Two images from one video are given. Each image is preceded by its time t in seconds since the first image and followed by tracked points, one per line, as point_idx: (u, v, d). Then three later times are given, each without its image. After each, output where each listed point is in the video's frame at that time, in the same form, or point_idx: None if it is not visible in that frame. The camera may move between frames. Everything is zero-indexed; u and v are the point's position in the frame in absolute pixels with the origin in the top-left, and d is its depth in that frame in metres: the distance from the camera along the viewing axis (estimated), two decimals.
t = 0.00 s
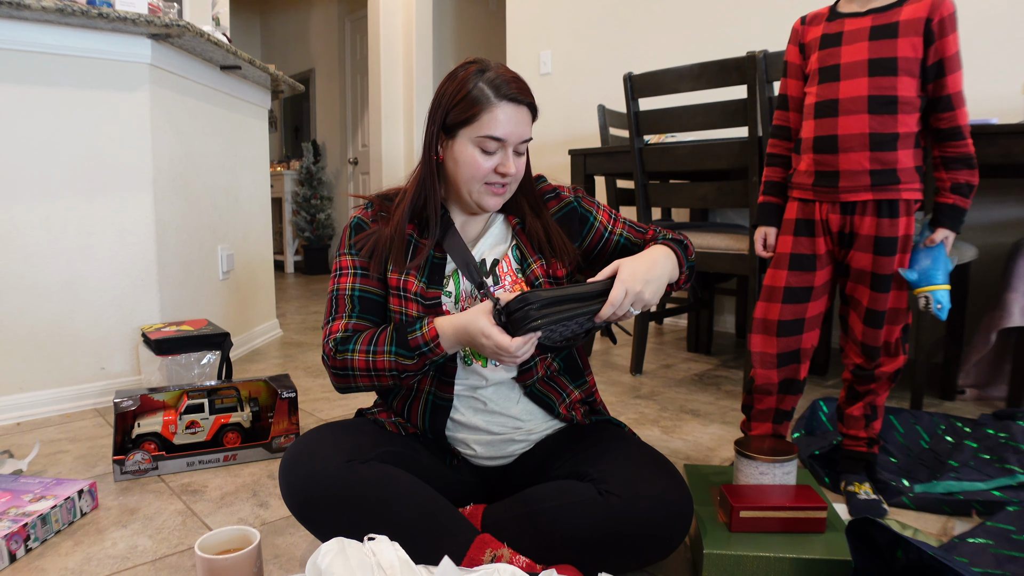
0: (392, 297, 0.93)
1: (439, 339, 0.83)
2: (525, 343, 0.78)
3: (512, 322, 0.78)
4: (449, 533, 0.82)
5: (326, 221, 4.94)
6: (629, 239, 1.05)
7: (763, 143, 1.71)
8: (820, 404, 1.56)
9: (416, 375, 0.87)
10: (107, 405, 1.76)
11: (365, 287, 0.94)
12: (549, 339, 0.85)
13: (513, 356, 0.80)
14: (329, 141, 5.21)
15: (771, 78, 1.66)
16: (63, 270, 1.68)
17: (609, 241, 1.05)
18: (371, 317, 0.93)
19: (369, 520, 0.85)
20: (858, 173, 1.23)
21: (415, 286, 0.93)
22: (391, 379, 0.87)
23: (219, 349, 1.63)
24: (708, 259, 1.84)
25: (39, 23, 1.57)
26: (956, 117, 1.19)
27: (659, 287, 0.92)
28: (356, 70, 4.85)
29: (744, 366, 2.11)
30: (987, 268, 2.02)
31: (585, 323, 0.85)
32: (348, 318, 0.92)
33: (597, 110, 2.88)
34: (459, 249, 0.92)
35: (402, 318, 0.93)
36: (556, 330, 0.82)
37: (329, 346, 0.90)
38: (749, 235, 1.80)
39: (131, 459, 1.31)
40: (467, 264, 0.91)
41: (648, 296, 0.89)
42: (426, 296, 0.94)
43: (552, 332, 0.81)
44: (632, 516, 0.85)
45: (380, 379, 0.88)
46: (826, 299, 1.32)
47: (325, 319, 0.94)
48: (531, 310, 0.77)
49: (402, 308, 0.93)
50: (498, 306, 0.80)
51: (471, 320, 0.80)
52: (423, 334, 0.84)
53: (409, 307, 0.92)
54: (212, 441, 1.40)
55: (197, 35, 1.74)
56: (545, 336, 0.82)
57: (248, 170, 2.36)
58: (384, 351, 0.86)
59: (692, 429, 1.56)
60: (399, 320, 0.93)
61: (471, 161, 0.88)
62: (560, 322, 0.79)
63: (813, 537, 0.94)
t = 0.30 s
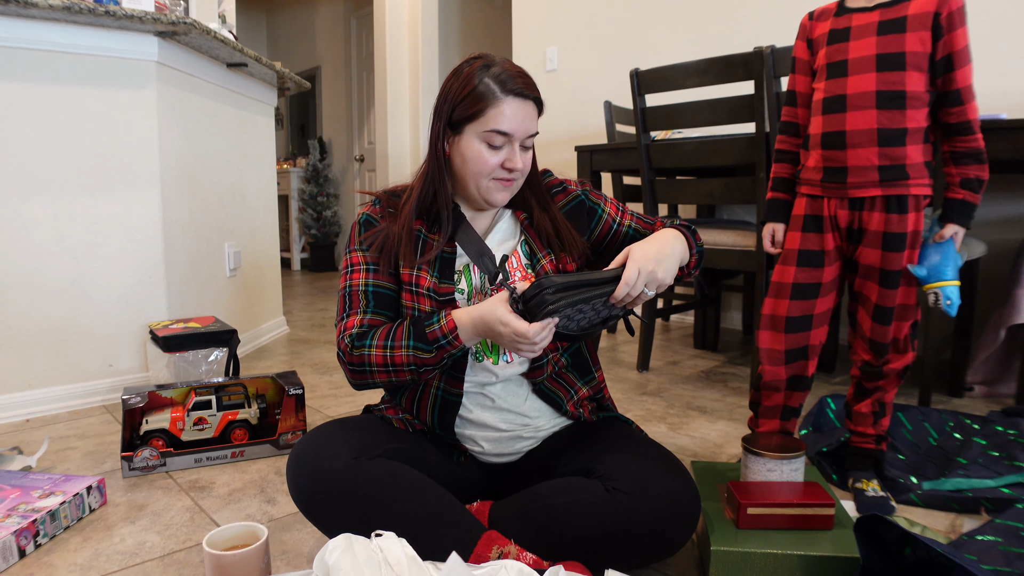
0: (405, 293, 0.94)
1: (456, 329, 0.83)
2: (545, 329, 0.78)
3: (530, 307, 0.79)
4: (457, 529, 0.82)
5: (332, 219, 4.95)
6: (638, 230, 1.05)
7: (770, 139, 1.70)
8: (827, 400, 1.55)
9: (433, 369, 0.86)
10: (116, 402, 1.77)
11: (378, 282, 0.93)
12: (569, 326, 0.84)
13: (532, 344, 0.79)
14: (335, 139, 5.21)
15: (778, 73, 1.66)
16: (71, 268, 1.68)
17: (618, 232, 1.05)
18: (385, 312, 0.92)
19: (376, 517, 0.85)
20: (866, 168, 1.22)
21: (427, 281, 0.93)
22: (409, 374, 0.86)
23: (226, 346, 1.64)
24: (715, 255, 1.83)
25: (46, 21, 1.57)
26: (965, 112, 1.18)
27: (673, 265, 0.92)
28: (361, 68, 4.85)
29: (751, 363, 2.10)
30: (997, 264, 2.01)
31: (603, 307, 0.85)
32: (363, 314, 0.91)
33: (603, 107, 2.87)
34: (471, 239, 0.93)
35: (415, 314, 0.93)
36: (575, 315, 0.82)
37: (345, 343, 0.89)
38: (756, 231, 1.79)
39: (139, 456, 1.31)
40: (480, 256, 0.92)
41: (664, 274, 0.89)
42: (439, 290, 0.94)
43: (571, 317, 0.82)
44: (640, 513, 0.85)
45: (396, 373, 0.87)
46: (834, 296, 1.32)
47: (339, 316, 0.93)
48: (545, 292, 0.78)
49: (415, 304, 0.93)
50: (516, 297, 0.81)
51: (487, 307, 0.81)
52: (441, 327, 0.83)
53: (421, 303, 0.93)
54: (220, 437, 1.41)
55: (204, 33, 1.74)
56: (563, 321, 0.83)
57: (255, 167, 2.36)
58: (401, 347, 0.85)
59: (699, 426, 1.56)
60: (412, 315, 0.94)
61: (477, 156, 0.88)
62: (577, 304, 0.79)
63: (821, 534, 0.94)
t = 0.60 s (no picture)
0: (407, 292, 0.93)
1: (454, 312, 0.81)
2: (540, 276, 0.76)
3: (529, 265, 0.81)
4: (458, 529, 0.82)
5: (332, 219, 4.96)
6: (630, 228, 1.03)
7: (771, 139, 1.70)
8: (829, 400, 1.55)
9: (433, 360, 0.83)
10: (117, 404, 1.77)
11: (381, 273, 0.92)
12: (576, 308, 0.83)
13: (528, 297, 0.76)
14: (335, 140, 5.21)
15: (778, 73, 1.66)
16: (71, 270, 1.68)
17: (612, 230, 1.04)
18: (387, 302, 0.91)
19: (377, 519, 0.85)
20: (866, 167, 1.22)
21: (432, 283, 0.94)
22: (406, 362, 0.84)
23: (227, 348, 1.64)
24: (716, 255, 1.83)
25: (46, 23, 1.57)
26: (966, 110, 1.18)
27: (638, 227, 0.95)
28: (361, 69, 4.86)
29: (752, 362, 2.10)
30: (998, 263, 2.01)
31: (607, 288, 0.86)
32: (365, 303, 0.90)
33: (603, 107, 2.87)
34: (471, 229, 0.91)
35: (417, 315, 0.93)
36: (576, 283, 0.83)
37: (345, 329, 0.88)
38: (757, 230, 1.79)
39: (139, 458, 1.31)
40: (481, 241, 0.88)
41: (629, 237, 0.92)
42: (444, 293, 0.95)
43: (571, 283, 0.83)
44: (641, 513, 0.85)
45: (393, 362, 0.84)
46: (835, 295, 1.32)
47: (341, 306, 0.92)
48: (540, 253, 0.80)
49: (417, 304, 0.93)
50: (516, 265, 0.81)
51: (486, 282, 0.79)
52: (440, 310, 0.82)
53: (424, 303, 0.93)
54: (221, 438, 1.41)
55: (204, 35, 1.74)
56: (569, 307, 0.82)
57: (255, 168, 2.36)
58: (399, 330, 0.84)
59: (700, 426, 1.56)
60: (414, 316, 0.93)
61: (470, 153, 0.88)
62: (575, 258, 0.82)
63: (822, 534, 0.94)
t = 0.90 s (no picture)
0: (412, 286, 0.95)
1: (477, 277, 0.79)
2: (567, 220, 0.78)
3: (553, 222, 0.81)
4: (459, 529, 0.82)
5: (333, 220, 4.96)
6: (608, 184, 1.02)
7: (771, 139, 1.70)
8: (829, 400, 1.55)
9: (450, 333, 0.81)
10: (117, 403, 1.77)
11: (394, 254, 0.92)
12: (604, 273, 0.82)
13: (557, 252, 0.74)
14: (336, 140, 5.22)
15: (779, 73, 1.66)
16: (72, 269, 1.69)
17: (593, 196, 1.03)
18: (400, 279, 0.90)
19: (377, 519, 0.85)
20: (863, 166, 1.22)
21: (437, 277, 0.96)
22: (423, 330, 0.81)
23: (227, 348, 1.63)
24: (716, 256, 1.83)
25: (46, 23, 1.57)
26: (966, 109, 1.18)
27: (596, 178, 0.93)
28: (361, 69, 4.86)
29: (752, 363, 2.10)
30: (999, 264, 2.01)
31: (631, 258, 0.85)
32: (379, 278, 0.89)
33: (604, 107, 2.87)
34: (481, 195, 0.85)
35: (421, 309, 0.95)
36: (602, 248, 0.82)
37: (360, 302, 0.86)
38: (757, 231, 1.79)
39: (140, 457, 1.31)
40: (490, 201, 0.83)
41: (593, 190, 0.90)
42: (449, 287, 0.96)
43: (599, 247, 0.82)
44: (642, 514, 0.85)
45: (409, 333, 0.82)
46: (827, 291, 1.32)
47: (352, 284, 0.90)
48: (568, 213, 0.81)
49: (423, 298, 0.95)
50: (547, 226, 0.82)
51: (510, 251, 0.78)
52: (463, 275, 0.80)
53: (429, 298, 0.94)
54: (221, 438, 1.41)
55: (204, 35, 1.74)
56: (596, 271, 0.81)
57: (255, 168, 2.36)
58: (419, 296, 0.82)
59: (700, 427, 1.56)
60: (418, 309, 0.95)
61: (471, 137, 0.88)
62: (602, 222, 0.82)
63: (823, 534, 0.94)
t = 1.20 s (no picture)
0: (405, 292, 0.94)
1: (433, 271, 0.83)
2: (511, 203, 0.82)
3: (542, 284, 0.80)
4: (459, 533, 0.83)
5: (332, 223, 4.97)
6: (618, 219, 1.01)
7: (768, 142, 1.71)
8: (827, 402, 1.56)
9: (409, 326, 0.82)
10: (117, 407, 1.77)
11: (373, 264, 0.92)
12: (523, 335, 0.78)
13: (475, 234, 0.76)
14: (335, 143, 5.22)
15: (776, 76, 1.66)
16: (71, 273, 1.69)
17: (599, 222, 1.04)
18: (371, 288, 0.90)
19: (375, 522, 0.85)
20: (838, 174, 1.23)
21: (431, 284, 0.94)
22: (383, 326, 0.82)
23: (226, 351, 1.63)
24: (714, 258, 1.83)
25: (46, 28, 1.58)
26: (936, 107, 1.18)
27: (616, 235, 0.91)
28: (360, 72, 4.86)
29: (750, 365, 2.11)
30: (996, 265, 2.01)
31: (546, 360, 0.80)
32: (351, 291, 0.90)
33: (602, 110, 2.88)
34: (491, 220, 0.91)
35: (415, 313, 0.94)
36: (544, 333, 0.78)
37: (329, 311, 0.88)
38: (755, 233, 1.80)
39: (139, 462, 1.31)
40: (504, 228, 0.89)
41: (607, 251, 0.89)
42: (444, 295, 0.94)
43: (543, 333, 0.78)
44: (641, 516, 0.85)
45: (371, 332, 0.83)
46: (795, 295, 1.29)
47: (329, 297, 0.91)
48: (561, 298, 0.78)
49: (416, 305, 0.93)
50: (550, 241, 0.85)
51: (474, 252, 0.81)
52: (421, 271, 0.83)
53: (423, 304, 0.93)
54: (220, 442, 1.41)
55: (203, 39, 1.75)
56: (522, 329, 0.77)
57: (255, 172, 2.37)
58: (379, 296, 0.84)
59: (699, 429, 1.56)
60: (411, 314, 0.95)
61: (471, 138, 0.88)
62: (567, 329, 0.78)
63: (822, 536, 0.94)
